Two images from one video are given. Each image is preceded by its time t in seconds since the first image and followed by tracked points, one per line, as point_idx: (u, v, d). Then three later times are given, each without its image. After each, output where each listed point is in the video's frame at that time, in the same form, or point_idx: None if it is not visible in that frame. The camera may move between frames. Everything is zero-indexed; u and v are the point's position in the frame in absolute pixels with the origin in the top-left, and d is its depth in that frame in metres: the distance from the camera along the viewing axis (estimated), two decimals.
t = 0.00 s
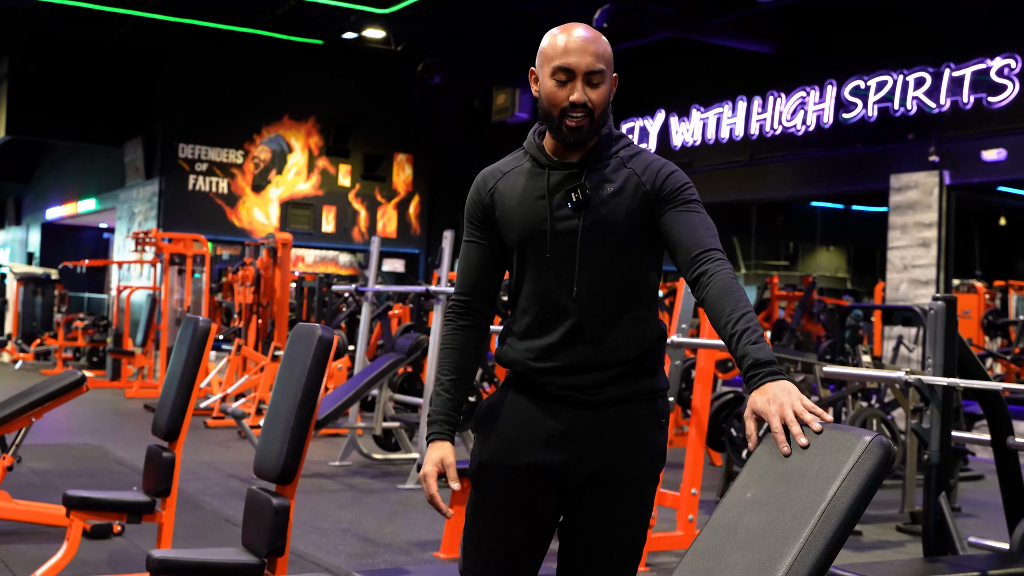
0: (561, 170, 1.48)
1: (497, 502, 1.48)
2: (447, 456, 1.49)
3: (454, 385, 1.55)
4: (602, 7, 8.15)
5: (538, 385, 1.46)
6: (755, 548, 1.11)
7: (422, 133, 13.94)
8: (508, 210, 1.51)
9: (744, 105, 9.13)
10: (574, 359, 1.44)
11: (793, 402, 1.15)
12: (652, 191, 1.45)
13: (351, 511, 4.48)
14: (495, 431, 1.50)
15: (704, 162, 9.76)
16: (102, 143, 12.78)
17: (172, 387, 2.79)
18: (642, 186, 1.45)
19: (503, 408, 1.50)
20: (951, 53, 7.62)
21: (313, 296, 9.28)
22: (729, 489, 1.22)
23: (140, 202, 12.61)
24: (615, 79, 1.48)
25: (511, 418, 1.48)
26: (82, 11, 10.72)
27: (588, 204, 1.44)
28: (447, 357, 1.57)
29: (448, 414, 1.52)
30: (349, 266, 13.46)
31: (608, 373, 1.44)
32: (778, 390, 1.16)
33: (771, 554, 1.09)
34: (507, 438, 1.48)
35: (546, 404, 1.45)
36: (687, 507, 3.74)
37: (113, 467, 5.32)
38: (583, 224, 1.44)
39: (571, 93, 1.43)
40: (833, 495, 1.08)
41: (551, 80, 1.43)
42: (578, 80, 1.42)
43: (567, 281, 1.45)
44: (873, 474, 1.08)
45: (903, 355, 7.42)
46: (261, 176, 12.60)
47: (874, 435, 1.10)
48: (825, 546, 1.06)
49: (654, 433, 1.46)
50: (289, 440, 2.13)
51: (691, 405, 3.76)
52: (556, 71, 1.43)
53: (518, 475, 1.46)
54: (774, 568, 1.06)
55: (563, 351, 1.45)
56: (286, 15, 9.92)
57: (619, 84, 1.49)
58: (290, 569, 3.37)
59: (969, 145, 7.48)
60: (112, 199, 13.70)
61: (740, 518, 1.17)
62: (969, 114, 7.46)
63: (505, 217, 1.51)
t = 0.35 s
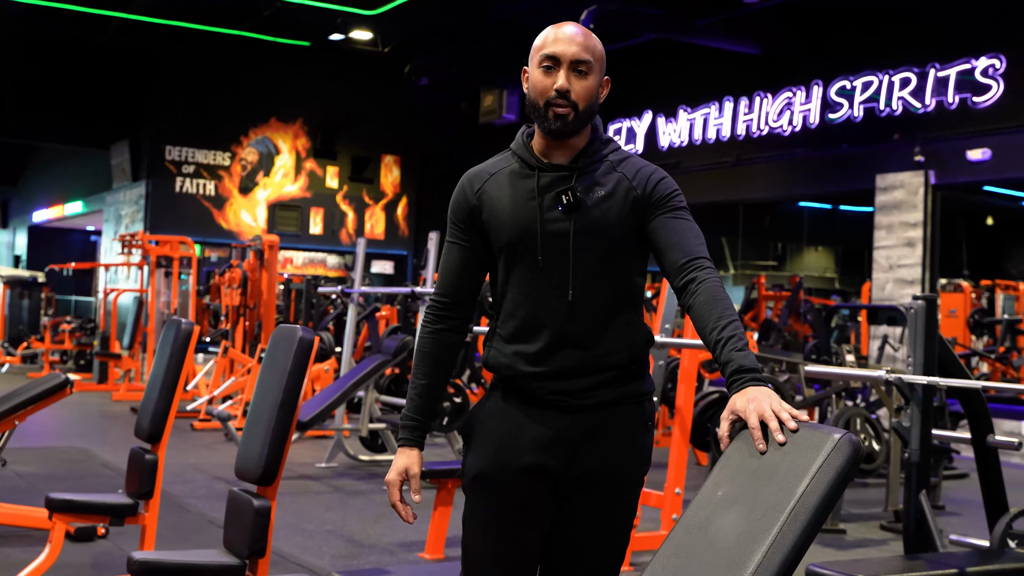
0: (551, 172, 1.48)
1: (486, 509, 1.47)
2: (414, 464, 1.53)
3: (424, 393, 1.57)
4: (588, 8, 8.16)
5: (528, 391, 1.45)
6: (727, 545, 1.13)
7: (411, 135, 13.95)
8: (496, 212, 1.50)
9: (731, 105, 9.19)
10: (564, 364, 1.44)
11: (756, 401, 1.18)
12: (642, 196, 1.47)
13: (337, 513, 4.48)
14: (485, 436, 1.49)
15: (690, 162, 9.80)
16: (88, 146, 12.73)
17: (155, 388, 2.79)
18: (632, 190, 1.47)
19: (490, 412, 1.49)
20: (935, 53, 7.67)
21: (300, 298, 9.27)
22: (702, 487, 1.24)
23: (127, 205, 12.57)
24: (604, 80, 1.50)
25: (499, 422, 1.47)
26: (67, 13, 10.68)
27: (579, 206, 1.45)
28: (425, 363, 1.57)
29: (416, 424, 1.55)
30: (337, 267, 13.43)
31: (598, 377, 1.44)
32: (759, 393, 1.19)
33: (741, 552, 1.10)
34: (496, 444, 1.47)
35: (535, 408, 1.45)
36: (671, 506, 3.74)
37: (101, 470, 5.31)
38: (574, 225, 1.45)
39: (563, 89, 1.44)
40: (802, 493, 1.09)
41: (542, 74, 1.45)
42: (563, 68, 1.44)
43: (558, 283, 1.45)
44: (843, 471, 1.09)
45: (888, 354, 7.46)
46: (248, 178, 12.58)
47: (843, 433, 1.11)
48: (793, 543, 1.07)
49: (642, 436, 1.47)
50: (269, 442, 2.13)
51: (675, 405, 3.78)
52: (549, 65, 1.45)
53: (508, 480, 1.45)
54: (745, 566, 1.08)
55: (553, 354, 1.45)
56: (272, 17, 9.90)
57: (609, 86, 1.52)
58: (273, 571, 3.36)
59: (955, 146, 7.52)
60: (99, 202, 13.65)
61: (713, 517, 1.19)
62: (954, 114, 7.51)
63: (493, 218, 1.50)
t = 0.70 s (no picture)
0: (542, 169, 1.49)
1: (456, 506, 1.46)
2: (474, 433, 1.35)
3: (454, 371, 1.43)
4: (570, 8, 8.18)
5: (498, 387, 1.45)
6: (701, 539, 1.14)
7: (395, 135, 13.92)
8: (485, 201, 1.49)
9: (713, 104, 9.15)
10: (538, 359, 1.44)
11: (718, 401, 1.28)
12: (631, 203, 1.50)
13: (321, 513, 4.48)
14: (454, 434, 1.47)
15: (675, 161, 9.84)
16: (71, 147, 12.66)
17: (137, 389, 2.78)
18: (621, 196, 1.50)
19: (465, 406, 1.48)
20: (916, 52, 7.74)
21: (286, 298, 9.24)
22: (677, 483, 1.25)
23: (111, 207, 12.51)
24: (596, 84, 1.50)
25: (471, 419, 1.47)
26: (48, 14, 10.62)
27: (566, 204, 1.46)
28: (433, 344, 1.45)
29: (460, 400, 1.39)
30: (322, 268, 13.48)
31: (572, 374, 1.46)
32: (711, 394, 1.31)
33: (714, 547, 1.11)
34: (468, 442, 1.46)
35: (509, 406, 1.45)
36: (654, 504, 3.76)
37: (85, 472, 5.30)
38: (559, 223, 1.46)
39: (557, 95, 1.44)
40: (775, 488, 1.11)
41: (537, 76, 1.44)
42: (558, 74, 1.43)
43: (539, 276, 1.45)
44: (816, 466, 1.12)
45: (871, 351, 7.55)
46: (232, 180, 12.54)
47: (816, 428, 1.14)
48: (768, 538, 1.08)
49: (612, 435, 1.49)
50: (251, 443, 2.14)
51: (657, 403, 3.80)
52: (547, 69, 1.43)
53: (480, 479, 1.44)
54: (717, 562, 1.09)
55: (532, 348, 1.45)
56: (254, 19, 9.87)
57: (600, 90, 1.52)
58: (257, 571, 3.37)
59: (937, 143, 7.58)
60: (82, 204, 13.56)
61: (685, 512, 1.20)
62: (936, 112, 7.57)
63: (481, 207, 1.48)
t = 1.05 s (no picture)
0: (550, 165, 1.49)
1: (457, 497, 1.47)
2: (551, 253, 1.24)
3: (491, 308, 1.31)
4: None
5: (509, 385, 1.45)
6: (697, 526, 1.15)
7: (384, 128, 13.91)
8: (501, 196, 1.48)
9: (703, 97, 9.20)
10: (547, 355, 1.45)
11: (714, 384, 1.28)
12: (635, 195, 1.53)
13: (313, 505, 4.48)
14: (458, 424, 1.47)
15: (664, 153, 9.85)
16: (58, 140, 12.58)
17: (130, 383, 2.78)
18: (625, 187, 1.52)
19: (470, 396, 1.47)
20: (904, 44, 7.76)
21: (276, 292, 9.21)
22: (672, 473, 1.26)
23: (100, 200, 12.43)
24: (589, 74, 1.50)
25: (472, 410, 1.46)
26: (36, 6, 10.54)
27: (576, 202, 1.47)
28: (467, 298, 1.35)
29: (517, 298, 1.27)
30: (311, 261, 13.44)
31: (580, 368, 1.46)
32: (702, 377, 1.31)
33: (710, 533, 1.13)
34: (471, 432, 1.45)
35: (516, 400, 1.44)
36: (646, 495, 3.77)
37: (77, 467, 5.28)
38: (570, 222, 1.47)
39: (549, 92, 1.44)
40: (769, 476, 1.13)
41: (530, 75, 1.44)
42: (548, 71, 1.43)
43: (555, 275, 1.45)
44: (810, 453, 1.14)
45: (860, 342, 7.58)
46: (221, 173, 12.49)
47: (810, 417, 1.17)
48: (763, 525, 1.10)
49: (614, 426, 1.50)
50: (245, 437, 2.14)
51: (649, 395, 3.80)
52: (540, 65, 1.43)
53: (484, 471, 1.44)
54: (713, 549, 1.10)
55: (540, 346, 1.45)
56: (244, 11, 9.83)
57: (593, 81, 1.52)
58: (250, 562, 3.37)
59: (926, 136, 7.61)
60: (71, 197, 13.48)
61: (680, 499, 1.22)
62: (925, 104, 7.61)
63: (494, 204, 1.46)
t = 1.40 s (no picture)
0: (533, 152, 1.49)
1: (427, 476, 1.44)
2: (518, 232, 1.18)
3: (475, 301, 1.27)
4: None
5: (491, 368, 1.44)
6: (667, 513, 1.18)
7: (339, 116, 13.80)
8: (489, 185, 1.45)
9: (658, 88, 9.24)
10: (528, 347, 1.44)
11: (685, 377, 1.32)
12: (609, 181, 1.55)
13: (268, 494, 4.45)
14: (431, 404, 1.46)
15: (620, 144, 9.91)
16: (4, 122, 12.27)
17: (86, 371, 2.73)
18: (602, 171, 1.54)
19: (451, 377, 1.45)
20: (858, 38, 7.89)
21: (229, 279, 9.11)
22: (640, 462, 1.30)
23: (49, 185, 12.17)
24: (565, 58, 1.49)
25: (448, 390, 1.45)
26: None
27: (560, 189, 1.47)
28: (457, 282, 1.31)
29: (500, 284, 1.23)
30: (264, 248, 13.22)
31: (558, 357, 1.47)
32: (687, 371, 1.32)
33: (679, 522, 1.16)
34: (449, 411, 1.43)
35: (499, 384, 1.44)
36: (601, 485, 3.83)
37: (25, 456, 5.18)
38: (554, 209, 1.47)
39: (525, 75, 1.43)
40: (737, 466, 1.16)
41: (508, 59, 1.43)
42: (523, 53, 1.42)
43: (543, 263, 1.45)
44: (777, 444, 1.17)
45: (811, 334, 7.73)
46: (173, 159, 12.29)
47: (777, 408, 1.19)
48: (730, 515, 1.13)
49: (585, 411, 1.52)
50: (204, 425, 2.11)
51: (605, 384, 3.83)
52: (518, 50, 1.42)
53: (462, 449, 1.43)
54: (681, 537, 1.13)
55: (522, 338, 1.44)
56: None
57: (569, 64, 1.51)
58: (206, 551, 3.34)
59: (878, 130, 7.76)
60: (18, 182, 13.18)
61: (649, 486, 1.25)
62: (877, 98, 7.75)
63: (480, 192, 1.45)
